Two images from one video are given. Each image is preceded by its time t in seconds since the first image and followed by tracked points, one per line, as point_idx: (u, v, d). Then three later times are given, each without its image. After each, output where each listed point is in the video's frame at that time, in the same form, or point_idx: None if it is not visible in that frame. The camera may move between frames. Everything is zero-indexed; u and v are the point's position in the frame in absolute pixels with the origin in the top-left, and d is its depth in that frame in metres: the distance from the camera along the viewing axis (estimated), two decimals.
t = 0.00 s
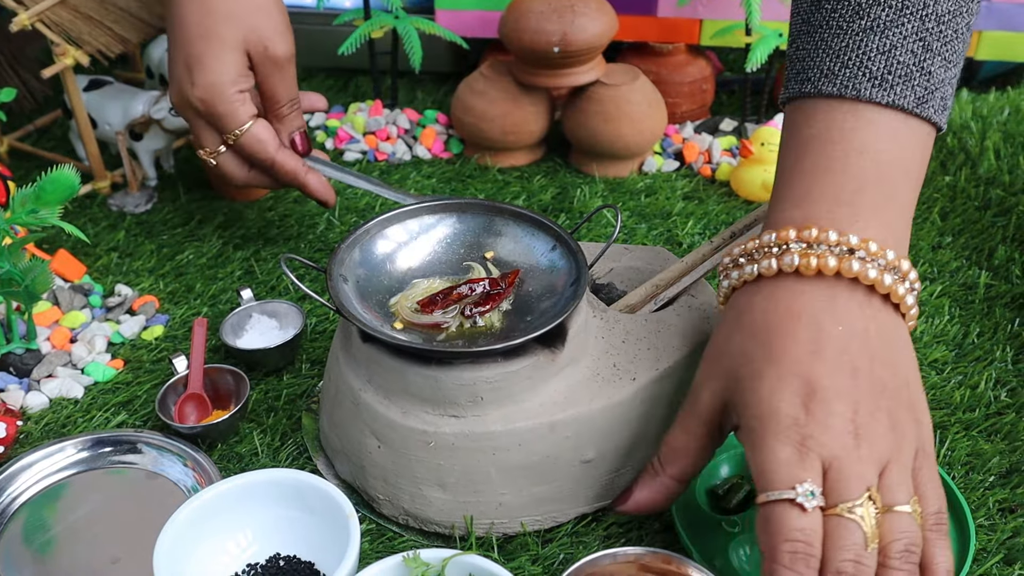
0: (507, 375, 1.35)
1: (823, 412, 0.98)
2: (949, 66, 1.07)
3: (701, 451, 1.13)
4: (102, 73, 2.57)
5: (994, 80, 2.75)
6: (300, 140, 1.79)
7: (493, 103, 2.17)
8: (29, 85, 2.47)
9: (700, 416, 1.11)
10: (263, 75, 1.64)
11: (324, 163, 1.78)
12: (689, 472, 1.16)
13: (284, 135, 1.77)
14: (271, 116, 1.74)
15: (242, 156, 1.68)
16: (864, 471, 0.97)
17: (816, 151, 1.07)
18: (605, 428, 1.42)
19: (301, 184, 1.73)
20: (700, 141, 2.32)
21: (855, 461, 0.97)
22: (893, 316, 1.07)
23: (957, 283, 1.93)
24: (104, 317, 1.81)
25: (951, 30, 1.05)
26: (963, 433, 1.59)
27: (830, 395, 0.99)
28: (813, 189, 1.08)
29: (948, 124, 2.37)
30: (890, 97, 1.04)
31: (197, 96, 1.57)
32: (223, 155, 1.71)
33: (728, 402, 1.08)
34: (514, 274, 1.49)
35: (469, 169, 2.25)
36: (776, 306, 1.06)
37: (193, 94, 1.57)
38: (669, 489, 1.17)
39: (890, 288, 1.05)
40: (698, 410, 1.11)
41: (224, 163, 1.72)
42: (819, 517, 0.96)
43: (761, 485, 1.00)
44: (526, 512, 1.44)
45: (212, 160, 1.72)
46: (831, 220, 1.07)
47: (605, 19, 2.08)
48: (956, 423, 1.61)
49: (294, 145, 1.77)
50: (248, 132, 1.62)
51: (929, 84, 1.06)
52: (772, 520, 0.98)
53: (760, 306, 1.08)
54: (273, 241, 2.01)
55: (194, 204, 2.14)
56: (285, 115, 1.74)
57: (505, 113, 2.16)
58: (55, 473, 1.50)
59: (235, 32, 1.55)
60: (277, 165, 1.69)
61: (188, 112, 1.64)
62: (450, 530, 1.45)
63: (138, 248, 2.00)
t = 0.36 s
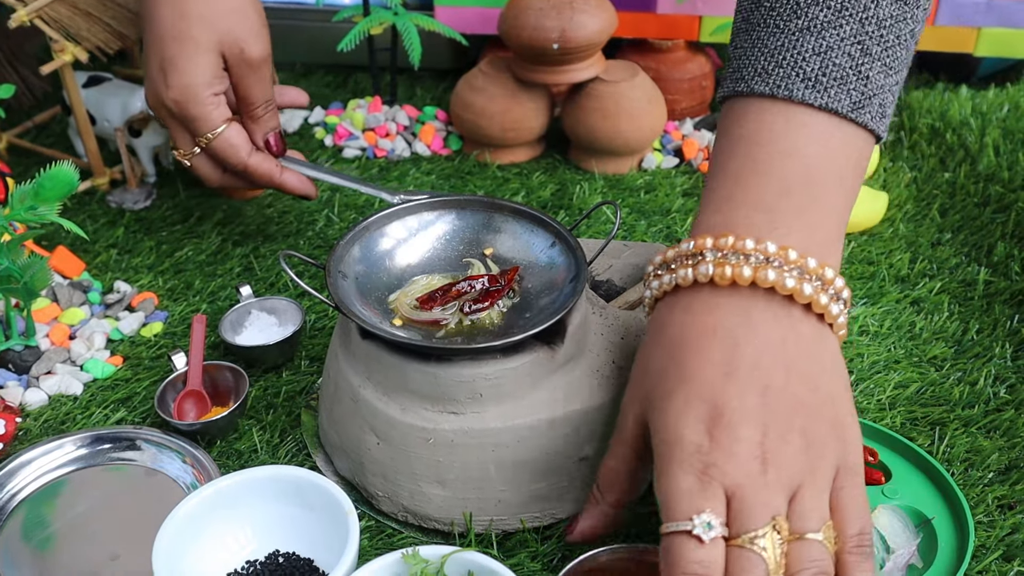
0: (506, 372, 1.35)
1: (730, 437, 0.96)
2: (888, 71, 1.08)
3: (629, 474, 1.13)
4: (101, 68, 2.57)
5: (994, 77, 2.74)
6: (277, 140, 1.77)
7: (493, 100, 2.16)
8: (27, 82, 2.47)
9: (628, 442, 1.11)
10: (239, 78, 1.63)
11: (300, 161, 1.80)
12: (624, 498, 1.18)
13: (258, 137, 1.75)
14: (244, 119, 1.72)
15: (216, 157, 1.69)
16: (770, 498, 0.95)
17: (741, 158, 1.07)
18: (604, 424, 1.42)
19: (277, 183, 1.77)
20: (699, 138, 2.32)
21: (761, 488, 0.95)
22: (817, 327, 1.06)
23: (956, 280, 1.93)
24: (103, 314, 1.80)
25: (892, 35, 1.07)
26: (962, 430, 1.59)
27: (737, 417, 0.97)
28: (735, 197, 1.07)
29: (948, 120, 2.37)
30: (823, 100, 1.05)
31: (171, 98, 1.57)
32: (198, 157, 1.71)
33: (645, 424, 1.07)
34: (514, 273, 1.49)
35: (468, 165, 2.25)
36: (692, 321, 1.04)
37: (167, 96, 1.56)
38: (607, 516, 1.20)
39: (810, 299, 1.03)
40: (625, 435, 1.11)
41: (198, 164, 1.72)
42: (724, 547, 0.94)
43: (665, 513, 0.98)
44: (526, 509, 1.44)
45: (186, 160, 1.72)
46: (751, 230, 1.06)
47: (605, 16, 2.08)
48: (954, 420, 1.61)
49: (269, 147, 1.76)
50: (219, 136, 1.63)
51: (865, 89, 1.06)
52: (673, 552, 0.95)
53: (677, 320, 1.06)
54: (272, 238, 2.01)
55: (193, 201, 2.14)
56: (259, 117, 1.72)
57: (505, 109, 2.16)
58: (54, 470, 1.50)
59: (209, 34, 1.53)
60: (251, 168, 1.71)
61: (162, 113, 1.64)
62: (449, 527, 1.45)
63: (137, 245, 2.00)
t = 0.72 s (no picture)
0: (505, 366, 1.35)
1: (758, 445, 0.98)
2: (889, 87, 1.09)
3: (648, 487, 1.17)
4: (99, 63, 2.56)
5: (993, 72, 2.74)
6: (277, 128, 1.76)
7: (491, 94, 2.16)
8: (24, 77, 2.47)
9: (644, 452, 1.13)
10: (236, 66, 1.63)
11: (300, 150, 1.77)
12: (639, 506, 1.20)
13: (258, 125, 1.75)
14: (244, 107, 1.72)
15: (216, 146, 1.67)
16: (800, 504, 0.97)
17: (749, 174, 1.08)
18: (603, 418, 1.41)
19: (278, 171, 1.74)
20: (698, 132, 2.32)
21: (790, 495, 0.97)
22: (829, 339, 1.08)
23: (955, 274, 1.93)
24: (102, 308, 1.80)
25: (893, 50, 1.08)
26: (961, 424, 1.59)
27: (761, 426, 0.99)
28: (745, 213, 1.08)
29: (947, 115, 2.37)
30: (829, 117, 1.06)
31: (167, 88, 1.56)
32: (196, 147, 1.71)
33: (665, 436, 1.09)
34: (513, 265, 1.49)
35: (466, 160, 2.25)
36: (709, 335, 1.06)
37: (163, 86, 1.56)
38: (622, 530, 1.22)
39: (825, 311, 1.06)
40: (643, 448, 1.13)
41: (197, 154, 1.72)
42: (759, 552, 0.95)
43: (698, 520, 0.99)
44: (524, 503, 1.44)
45: (185, 151, 1.72)
46: (765, 244, 1.07)
47: (603, 11, 2.07)
48: (954, 414, 1.61)
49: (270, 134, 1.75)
50: (216, 124, 1.62)
51: (869, 104, 1.07)
52: (711, 558, 0.96)
53: (693, 335, 1.08)
54: (270, 233, 2.01)
55: (192, 196, 2.14)
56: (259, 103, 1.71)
57: (504, 104, 2.16)
58: (52, 465, 1.50)
59: (203, 24, 1.54)
60: (251, 156, 1.68)
61: (159, 103, 1.63)
62: (447, 521, 1.45)
63: (136, 240, 2.00)
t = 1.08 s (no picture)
0: (504, 338, 1.34)
1: (798, 414, 0.96)
2: (919, 60, 1.07)
3: (662, 450, 1.13)
4: (93, 35, 2.54)
5: (995, 44, 2.73)
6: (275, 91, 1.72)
7: (490, 66, 2.15)
8: (19, 48, 2.45)
9: (665, 416, 1.10)
10: (228, 27, 1.60)
11: (298, 115, 1.74)
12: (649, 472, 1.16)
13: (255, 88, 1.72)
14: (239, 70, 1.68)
15: (210, 110, 1.64)
16: (834, 476, 0.95)
17: (784, 147, 1.06)
18: (603, 390, 1.41)
19: (274, 136, 1.70)
20: (698, 104, 2.30)
21: (826, 466, 0.95)
22: (860, 314, 1.07)
23: (955, 247, 1.92)
24: (99, 281, 1.80)
25: (924, 23, 1.06)
26: (960, 396, 1.59)
27: (803, 396, 0.97)
28: (783, 185, 1.06)
29: (949, 87, 2.35)
30: (862, 91, 1.03)
31: (158, 49, 1.55)
32: (190, 111, 1.69)
33: (696, 402, 1.06)
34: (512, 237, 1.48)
35: (465, 132, 2.23)
36: (745, 307, 1.04)
37: (154, 47, 1.55)
38: (627, 488, 1.18)
39: (860, 285, 1.04)
40: (667, 412, 1.10)
41: (191, 118, 1.70)
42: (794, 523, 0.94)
43: (732, 489, 0.97)
44: (523, 475, 1.44)
45: (180, 115, 1.70)
46: (799, 217, 1.05)
47: None
48: (953, 386, 1.61)
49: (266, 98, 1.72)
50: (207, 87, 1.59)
51: (900, 78, 1.05)
52: (742, 528, 0.95)
53: (728, 305, 1.06)
54: (268, 205, 2.00)
55: (189, 168, 2.13)
56: (255, 66, 1.68)
57: (503, 75, 2.15)
58: (51, 437, 1.50)
59: None
60: (246, 119, 1.65)
61: (152, 66, 1.63)
62: (446, 493, 1.45)
63: (133, 213, 1.99)
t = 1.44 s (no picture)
0: (503, 322, 1.34)
1: (831, 367, 0.90)
2: (949, 37, 1.02)
3: (675, 411, 1.03)
4: (91, 19, 2.53)
5: (997, 28, 2.72)
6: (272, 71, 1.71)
7: (489, 50, 2.14)
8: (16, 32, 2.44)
9: (682, 371, 1.02)
10: (223, 7, 1.58)
11: (295, 95, 1.73)
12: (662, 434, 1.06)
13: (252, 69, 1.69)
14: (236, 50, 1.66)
15: (207, 90, 1.64)
16: (866, 433, 0.89)
17: (817, 120, 1.00)
18: (602, 374, 1.41)
19: (271, 117, 1.69)
20: (698, 89, 2.29)
21: (859, 421, 0.89)
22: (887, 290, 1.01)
23: (955, 231, 1.92)
24: (97, 266, 1.79)
25: None
26: (960, 381, 1.59)
27: (838, 352, 0.91)
28: (816, 159, 1.00)
29: (950, 71, 2.34)
30: (897, 66, 0.98)
31: (153, 30, 1.55)
32: (187, 92, 1.68)
33: (715, 357, 0.99)
34: (512, 221, 1.48)
35: (464, 117, 2.23)
36: (774, 270, 0.98)
37: (149, 27, 1.55)
38: (642, 450, 1.07)
39: (890, 259, 0.99)
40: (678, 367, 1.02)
41: (188, 99, 1.69)
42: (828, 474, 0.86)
43: (762, 434, 0.89)
44: (522, 459, 1.44)
45: (176, 97, 1.70)
46: (829, 188, 0.99)
47: None
48: (952, 370, 1.60)
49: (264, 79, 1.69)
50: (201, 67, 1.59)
51: (932, 54, 1.00)
52: (774, 474, 0.86)
53: (756, 270, 0.99)
54: (266, 190, 1.99)
55: (187, 153, 2.12)
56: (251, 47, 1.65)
57: (502, 60, 2.14)
58: (50, 422, 1.50)
59: None
60: (243, 100, 1.65)
61: (148, 47, 1.62)
62: (446, 477, 1.45)
63: (131, 197, 1.99)
